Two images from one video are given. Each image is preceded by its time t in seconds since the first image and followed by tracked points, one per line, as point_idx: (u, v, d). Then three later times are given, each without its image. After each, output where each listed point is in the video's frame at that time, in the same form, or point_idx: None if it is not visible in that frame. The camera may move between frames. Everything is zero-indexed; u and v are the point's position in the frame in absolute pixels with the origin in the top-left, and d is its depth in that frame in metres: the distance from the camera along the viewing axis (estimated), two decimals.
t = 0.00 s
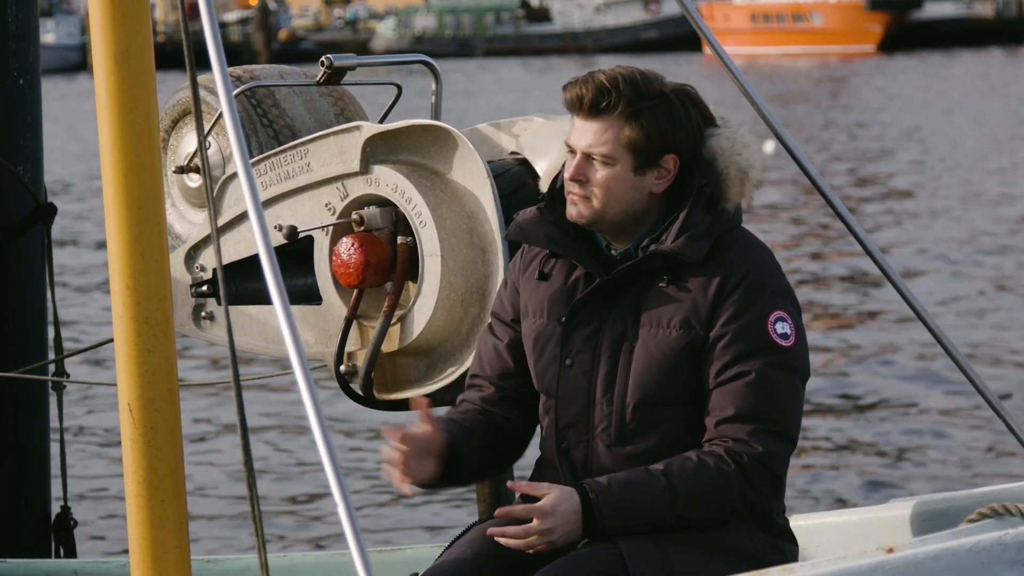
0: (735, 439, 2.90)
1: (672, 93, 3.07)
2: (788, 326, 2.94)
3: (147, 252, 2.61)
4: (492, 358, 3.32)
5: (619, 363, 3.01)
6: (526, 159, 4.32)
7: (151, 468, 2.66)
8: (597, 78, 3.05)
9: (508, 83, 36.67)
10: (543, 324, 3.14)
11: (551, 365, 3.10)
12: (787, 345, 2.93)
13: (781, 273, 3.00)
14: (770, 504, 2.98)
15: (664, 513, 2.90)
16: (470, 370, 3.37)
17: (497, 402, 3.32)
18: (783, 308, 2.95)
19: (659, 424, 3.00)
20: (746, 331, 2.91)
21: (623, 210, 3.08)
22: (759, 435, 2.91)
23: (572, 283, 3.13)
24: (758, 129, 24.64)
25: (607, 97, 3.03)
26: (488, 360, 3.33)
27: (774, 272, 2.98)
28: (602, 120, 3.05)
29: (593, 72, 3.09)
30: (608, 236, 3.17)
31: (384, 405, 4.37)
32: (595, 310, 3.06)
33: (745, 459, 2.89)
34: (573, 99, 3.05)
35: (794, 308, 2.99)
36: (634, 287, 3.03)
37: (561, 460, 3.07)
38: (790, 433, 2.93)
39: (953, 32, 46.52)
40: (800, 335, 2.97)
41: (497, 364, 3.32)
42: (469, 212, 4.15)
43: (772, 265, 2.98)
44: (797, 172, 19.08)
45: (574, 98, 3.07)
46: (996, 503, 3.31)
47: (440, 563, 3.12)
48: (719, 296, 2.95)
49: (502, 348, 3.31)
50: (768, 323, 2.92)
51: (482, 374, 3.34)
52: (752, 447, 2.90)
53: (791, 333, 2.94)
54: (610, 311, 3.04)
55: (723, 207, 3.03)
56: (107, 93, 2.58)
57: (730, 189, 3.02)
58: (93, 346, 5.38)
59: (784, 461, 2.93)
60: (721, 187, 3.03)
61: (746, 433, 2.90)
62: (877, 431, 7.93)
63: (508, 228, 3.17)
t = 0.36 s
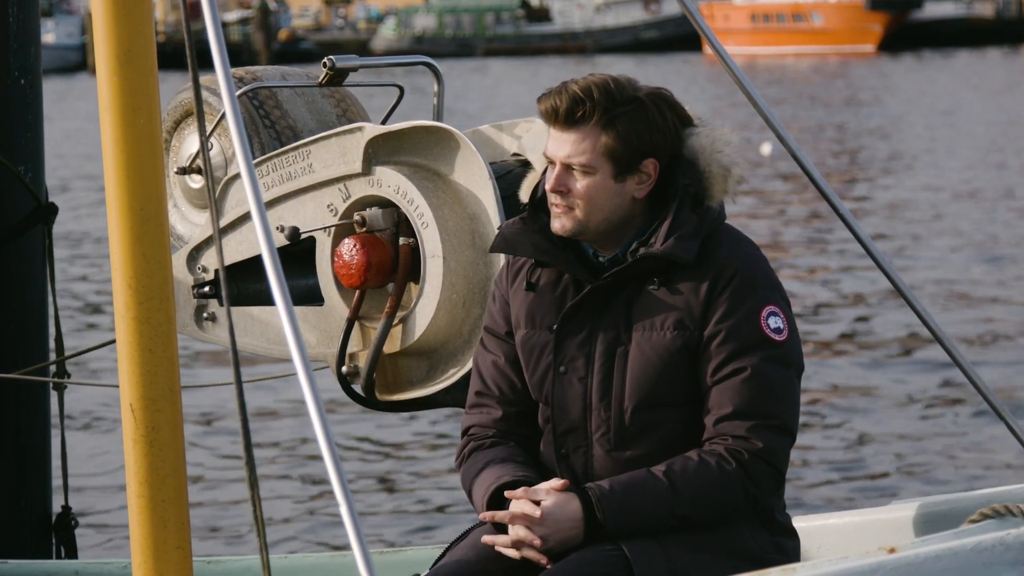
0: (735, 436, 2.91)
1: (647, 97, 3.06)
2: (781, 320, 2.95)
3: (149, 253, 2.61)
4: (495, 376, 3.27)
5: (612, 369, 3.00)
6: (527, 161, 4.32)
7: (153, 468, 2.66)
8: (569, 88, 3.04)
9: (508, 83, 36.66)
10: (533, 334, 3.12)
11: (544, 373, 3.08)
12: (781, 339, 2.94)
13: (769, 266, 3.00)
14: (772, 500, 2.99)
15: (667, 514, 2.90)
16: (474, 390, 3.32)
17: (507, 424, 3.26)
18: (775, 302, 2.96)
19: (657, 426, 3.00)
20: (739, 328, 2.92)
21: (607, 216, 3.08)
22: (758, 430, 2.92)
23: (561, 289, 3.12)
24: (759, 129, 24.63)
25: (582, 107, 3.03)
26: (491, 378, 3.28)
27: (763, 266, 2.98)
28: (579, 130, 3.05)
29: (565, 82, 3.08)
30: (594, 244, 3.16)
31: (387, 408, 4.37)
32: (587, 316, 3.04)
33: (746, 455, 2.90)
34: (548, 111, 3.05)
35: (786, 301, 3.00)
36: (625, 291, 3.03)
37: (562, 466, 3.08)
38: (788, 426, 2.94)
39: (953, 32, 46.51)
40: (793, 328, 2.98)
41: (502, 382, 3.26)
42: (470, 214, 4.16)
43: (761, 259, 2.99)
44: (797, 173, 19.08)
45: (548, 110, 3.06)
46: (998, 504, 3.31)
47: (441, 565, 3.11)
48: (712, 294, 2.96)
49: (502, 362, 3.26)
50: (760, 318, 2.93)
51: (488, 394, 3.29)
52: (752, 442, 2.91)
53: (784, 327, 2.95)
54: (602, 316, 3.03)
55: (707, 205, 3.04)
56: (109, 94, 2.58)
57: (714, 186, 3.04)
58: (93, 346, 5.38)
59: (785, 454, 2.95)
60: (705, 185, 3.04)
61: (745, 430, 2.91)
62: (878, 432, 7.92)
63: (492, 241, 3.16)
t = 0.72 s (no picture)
0: (731, 431, 2.92)
1: (638, 93, 3.07)
2: (778, 315, 2.95)
3: (148, 252, 2.61)
4: (493, 375, 3.27)
5: (610, 366, 3.01)
6: (527, 160, 4.32)
7: (152, 467, 2.66)
8: (563, 92, 3.04)
9: (508, 83, 36.65)
10: (531, 332, 3.12)
11: (542, 371, 3.09)
12: (777, 334, 2.93)
13: (767, 261, 3.00)
14: (769, 497, 2.99)
15: (664, 510, 2.91)
16: (471, 391, 3.32)
17: (505, 422, 3.26)
18: (772, 297, 2.96)
19: (654, 422, 3.00)
20: (735, 322, 2.92)
21: (611, 215, 3.08)
22: (755, 425, 2.92)
23: (560, 287, 3.12)
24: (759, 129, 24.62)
25: (577, 110, 3.03)
26: (488, 377, 3.28)
27: (760, 261, 2.98)
28: (576, 132, 3.05)
29: (558, 86, 3.08)
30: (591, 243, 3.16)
31: (386, 407, 4.37)
32: (584, 314, 3.04)
33: (743, 450, 2.90)
34: (543, 116, 3.05)
35: (783, 296, 2.99)
36: (622, 288, 3.03)
37: (560, 464, 3.08)
38: (786, 421, 2.94)
39: (952, 33, 46.52)
40: (790, 323, 2.97)
41: (500, 381, 3.27)
42: (470, 213, 4.15)
43: (758, 255, 2.99)
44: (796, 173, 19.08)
45: (543, 115, 3.06)
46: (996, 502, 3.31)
47: (439, 562, 3.12)
48: (708, 289, 2.96)
49: (499, 362, 3.26)
50: (756, 313, 2.93)
51: (485, 393, 3.29)
52: (748, 437, 2.91)
53: (781, 322, 2.95)
54: (599, 314, 3.04)
55: (704, 201, 3.03)
56: (109, 94, 2.58)
57: (710, 182, 3.02)
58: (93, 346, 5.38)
59: (782, 450, 2.94)
60: (700, 181, 3.03)
61: (742, 425, 2.91)
62: (879, 431, 7.92)
63: (489, 242, 3.16)
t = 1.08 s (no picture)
0: (729, 429, 2.91)
1: (631, 93, 3.06)
2: (776, 313, 2.95)
3: (147, 252, 2.61)
4: (494, 376, 3.28)
5: (609, 364, 3.01)
6: (525, 158, 4.32)
7: (151, 467, 2.67)
8: (553, 95, 3.04)
9: (508, 83, 36.64)
10: (531, 330, 3.13)
11: (541, 368, 3.09)
12: (775, 333, 2.93)
13: (765, 259, 3.00)
14: (768, 496, 2.99)
15: (661, 507, 2.91)
16: (473, 390, 3.33)
17: (505, 420, 3.27)
18: (770, 295, 2.96)
19: (653, 420, 3.01)
20: (733, 320, 2.92)
21: (607, 214, 3.09)
22: (752, 423, 2.92)
23: (558, 286, 3.12)
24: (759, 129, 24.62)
25: (569, 113, 3.03)
26: (489, 376, 3.28)
27: (758, 259, 2.98)
28: (569, 138, 3.05)
29: (550, 91, 3.09)
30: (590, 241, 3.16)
31: (385, 406, 4.37)
32: (583, 311, 3.05)
33: (739, 448, 2.90)
34: (536, 119, 3.06)
35: (782, 295, 3.00)
36: (621, 285, 3.04)
37: (559, 461, 3.08)
38: (783, 420, 2.94)
39: (953, 33, 46.49)
40: (788, 322, 2.98)
41: (500, 381, 3.27)
42: (468, 211, 4.16)
43: (756, 253, 2.99)
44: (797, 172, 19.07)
45: (536, 118, 3.06)
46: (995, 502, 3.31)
47: (437, 563, 3.12)
48: (706, 287, 2.96)
49: (500, 362, 3.27)
50: (755, 311, 2.93)
51: (486, 392, 3.29)
52: (746, 435, 2.91)
53: (779, 320, 2.95)
54: (598, 311, 3.04)
55: (703, 199, 3.03)
56: (107, 94, 2.58)
57: (710, 181, 3.03)
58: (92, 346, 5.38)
59: (780, 449, 2.94)
60: (699, 179, 3.03)
61: (740, 423, 2.91)
62: (879, 431, 7.91)
63: (489, 241, 3.17)
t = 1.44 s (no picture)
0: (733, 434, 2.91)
1: (638, 98, 3.05)
2: (784, 320, 2.94)
3: (149, 254, 2.61)
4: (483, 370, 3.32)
5: (614, 365, 3.01)
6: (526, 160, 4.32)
7: (153, 469, 2.66)
8: (562, 92, 3.05)
9: (507, 83, 36.64)
10: (535, 330, 3.13)
11: (545, 369, 3.09)
12: (783, 339, 2.93)
13: (773, 265, 3.00)
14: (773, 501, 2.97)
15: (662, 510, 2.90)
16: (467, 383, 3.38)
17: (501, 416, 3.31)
18: (779, 301, 2.95)
19: (658, 423, 3.00)
20: (740, 325, 2.92)
21: (606, 218, 3.08)
22: (769, 430, 2.91)
23: (562, 286, 3.12)
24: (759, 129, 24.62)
25: (572, 112, 3.04)
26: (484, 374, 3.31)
27: (765, 265, 2.98)
28: (571, 136, 3.06)
29: (557, 87, 3.09)
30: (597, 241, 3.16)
31: (386, 407, 4.37)
32: (587, 312, 3.05)
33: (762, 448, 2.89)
34: (543, 116, 3.06)
35: (790, 301, 2.99)
36: (627, 287, 3.03)
37: (561, 463, 3.07)
38: (791, 427, 2.94)
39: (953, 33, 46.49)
40: (796, 328, 2.97)
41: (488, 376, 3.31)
42: (470, 213, 4.15)
43: (764, 259, 2.99)
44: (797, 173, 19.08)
45: (542, 114, 3.07)
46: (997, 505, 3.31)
47: (442, 564, 3.11)
48: (714, 291, 2.95)
49: (492, 359, 3.30)
50: (763, 316, 2.92)
51: (480, 387, 3.33)
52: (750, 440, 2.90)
53: (788, 327, 2.95)
54: (604, 312, 3.04)
55: (709, 203, 3.03)
56: (109, 95, 2.58)
57: (717, 184, 3.02)
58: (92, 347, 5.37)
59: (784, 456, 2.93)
60: (706, 183, 3.02)
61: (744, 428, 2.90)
62: (879, 432, 7.92)
63: (498, 240, 3.16)
